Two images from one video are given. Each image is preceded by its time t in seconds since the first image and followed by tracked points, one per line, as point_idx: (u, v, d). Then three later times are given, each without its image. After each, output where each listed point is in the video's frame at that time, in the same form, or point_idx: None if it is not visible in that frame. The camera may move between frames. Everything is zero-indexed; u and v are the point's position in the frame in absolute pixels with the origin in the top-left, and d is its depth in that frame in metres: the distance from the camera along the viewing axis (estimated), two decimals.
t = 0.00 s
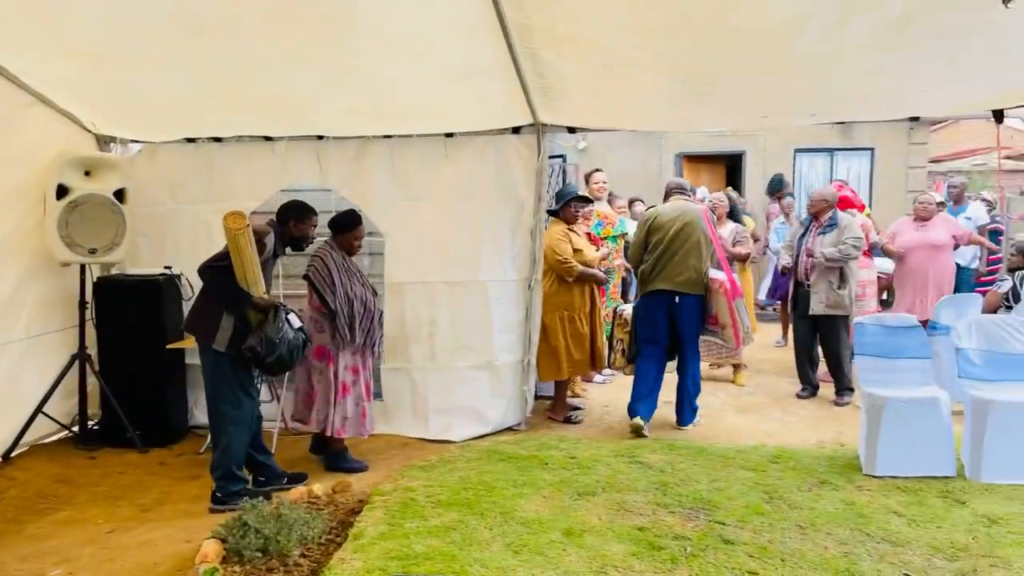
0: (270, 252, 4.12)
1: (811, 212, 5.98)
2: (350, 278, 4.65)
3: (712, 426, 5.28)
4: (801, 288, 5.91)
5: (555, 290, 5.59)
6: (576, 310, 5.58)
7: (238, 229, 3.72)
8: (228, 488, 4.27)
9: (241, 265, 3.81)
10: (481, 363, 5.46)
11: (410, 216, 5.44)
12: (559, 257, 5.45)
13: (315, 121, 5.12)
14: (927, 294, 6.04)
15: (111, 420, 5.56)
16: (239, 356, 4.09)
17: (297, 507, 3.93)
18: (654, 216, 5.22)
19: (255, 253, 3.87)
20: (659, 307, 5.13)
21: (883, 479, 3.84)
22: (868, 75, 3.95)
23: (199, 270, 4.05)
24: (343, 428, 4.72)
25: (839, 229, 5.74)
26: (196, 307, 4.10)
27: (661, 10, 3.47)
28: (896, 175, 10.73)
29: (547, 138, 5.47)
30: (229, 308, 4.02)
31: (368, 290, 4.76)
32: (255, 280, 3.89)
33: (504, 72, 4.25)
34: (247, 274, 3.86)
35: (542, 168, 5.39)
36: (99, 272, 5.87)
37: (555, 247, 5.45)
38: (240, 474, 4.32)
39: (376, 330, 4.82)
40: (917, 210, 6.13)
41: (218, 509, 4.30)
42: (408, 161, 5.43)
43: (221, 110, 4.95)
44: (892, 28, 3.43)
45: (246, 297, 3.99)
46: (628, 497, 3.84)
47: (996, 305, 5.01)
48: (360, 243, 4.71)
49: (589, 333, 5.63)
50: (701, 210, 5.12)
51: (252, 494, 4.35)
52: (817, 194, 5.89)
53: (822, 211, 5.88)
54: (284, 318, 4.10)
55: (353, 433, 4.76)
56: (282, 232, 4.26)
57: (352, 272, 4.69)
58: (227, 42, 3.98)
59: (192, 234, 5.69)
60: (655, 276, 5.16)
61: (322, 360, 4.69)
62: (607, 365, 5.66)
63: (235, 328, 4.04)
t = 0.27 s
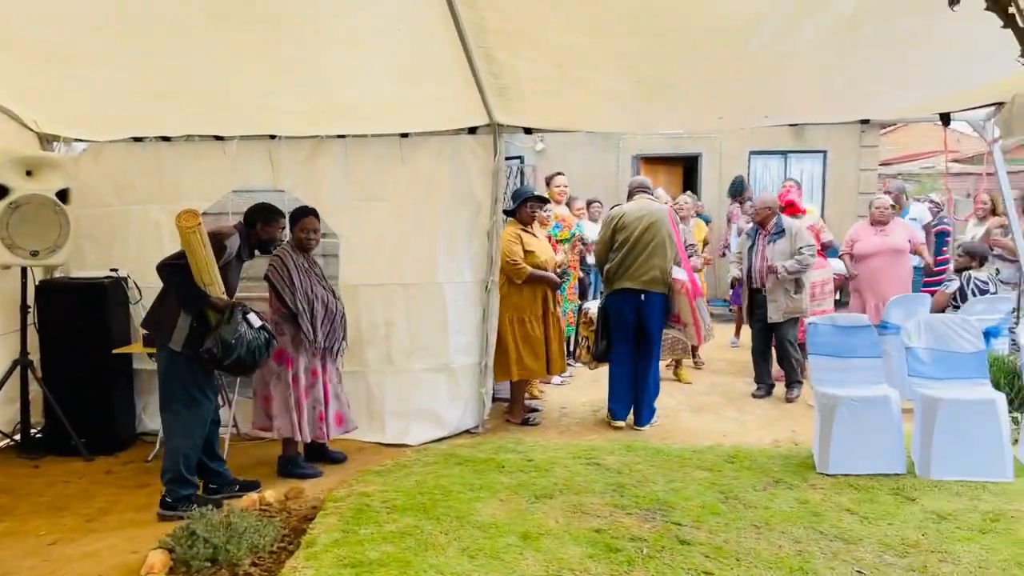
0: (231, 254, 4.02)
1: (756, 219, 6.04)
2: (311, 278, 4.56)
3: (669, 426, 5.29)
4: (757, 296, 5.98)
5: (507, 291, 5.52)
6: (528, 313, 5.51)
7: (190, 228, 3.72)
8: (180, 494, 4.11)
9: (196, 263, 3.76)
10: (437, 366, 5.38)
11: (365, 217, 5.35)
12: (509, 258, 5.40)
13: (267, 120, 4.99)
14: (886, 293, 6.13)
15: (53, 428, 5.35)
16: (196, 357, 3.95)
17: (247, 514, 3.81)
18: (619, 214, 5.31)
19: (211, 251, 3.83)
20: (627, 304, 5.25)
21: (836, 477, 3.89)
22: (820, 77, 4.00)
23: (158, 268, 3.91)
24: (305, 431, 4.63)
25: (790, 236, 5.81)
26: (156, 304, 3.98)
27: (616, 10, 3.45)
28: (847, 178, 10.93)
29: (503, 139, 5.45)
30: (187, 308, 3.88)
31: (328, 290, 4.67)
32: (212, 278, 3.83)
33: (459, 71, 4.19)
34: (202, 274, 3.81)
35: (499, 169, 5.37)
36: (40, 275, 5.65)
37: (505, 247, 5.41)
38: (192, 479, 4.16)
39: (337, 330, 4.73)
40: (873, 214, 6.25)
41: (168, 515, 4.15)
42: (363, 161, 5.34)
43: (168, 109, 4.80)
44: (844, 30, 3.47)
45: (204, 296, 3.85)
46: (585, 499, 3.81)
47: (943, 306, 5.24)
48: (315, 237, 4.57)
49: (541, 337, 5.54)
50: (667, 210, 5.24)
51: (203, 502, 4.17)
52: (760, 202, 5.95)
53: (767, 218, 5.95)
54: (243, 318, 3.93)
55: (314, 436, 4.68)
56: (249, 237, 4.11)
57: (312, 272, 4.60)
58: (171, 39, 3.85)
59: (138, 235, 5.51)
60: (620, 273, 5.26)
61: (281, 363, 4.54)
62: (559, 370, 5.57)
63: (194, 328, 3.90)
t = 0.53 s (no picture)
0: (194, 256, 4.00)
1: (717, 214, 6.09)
2: (270, 277, 4.46)
3: (629, 426, 5.30)
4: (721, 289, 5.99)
5: (466, 292, 5.48)
6: (484, 318, 5.41)
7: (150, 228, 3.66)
8: (157, 497, 4.09)
9: (157, 263, 3.72)
10: (396, 369, 5.31)
11: (322, 218, 5.26)
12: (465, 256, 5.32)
13: (220, 119, 4.88)
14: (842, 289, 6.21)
15: None
16: (160, 359, 3.94)
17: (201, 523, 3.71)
18: (579, 217, 5.39)
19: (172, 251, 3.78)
20: (591, 306, 5.31)
21: (793, 475, 3.93)
22: (776, 78, 4.05)
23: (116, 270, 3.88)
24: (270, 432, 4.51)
25: (757, 230, 5.91)
26: (114, 306, 3.96)
27: (575, 10, 3.44)
28: (800, 180, 11.13)
29: (462, 139, 5.38)
30: (148, 309, 3.85)
31: (291, 289, 4.58)
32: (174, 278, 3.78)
33: (417, 71, 4.14)
34: (163, 275, 3.76)
35: (457, 170, 5.30)
36: None
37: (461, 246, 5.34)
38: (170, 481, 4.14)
39: (304, 329, 4.61)
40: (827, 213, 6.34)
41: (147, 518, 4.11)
42: (319, 162, 5.25)
43: (116, 108, 4.65)
44: (799, 33, 3.52)
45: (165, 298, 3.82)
46: (547, 501, 3.79)
47: (895, 305, 5.37)
48: (274, 234, 4.47)
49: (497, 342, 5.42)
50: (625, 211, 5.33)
51: (183, 502, 4.15)
52: (722, 198, 5.99)
53: (729, 212, 6.00)
54: (205, 321, 3.85)
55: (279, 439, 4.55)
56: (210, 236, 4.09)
57: (273, 271, 4.51)
58: (118, 39, 3.72)
59: (86, 237, 5.33)
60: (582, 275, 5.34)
61: (242, 364, 4.44)
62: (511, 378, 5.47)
63: (156, 328, 3.89)
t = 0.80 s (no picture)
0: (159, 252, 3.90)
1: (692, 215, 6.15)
2: (234, 280, 4.34)
3: (597, 426, 5.31)
4: (697, 289, 6.04)
5: (441, 291, 5.45)
6: (463, 314, 5.43)
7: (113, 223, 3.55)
8: (119, 503, 3.97)
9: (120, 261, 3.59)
10: (362, 371, 5.24)
11: (285, 218, 5.16)
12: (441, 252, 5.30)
13: (180, 117, 4.76)
14: (795, 291, 6.30)
15: None
16: (126, 360, 3.83)
17: (161, 531, 3.60)
18: (542, 216, 5.44)
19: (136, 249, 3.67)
20: (556, 301, 5.37)
21: (759, 473, 3.97)
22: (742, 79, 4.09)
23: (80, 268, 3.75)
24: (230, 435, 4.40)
25: (731, 231, 5.99)
26: (78, 307, 3.84)
27: (543, 9, 3.43)
28: (761, 180, 11.29)
29: (428, 138, 5.33)
30: (114, 309, 3.73)
31: (257, 291, 4.45)
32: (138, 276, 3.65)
33: (383, 68, 4.09)
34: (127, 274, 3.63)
35: (424, 168, 5.25)
36: None
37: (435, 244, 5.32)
38: (133, 486, 4.03)
39: (269, 333, 4.47)
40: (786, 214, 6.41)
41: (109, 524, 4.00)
42: (283, 160, 5.15)
43: (70, 104, 4.50)
44: (766, 33, 3.55)
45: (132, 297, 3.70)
46: (516, 503, 3.77)
47: (855, 304, 5.46)
48: (244, 233, 4.39)
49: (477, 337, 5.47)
50: (585, 208, 5.42)
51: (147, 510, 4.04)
52: (696, 198, 6.05)
53: (705, 213, 6.06)
54: (173, 318, 3.80)
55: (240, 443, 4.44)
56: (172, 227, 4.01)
57: (238, 272, 4.39)
58: (73, 34, 3.61)
59: (38, 238, 5.15)
60: (547, 272, 5.37)
61: (205, 364, 4.38)
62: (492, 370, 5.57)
63: (122, 329, 3.78)
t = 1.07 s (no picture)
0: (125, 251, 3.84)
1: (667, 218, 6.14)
2: (205, 285, 4.23)
3: (567, 426, 5.30)
4: (667, 294, 6.11)
5: (423, 290, 5.37)
6: (446, 309, 5.43)
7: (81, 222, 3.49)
8: (96, 504, 3.90)
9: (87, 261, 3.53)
10: (330, 372, 5.16)
11: (250, 217, 5.06)
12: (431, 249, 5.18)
13: (141, 114, 4.64)
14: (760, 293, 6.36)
15: None
16: (96, 361, 3.78)
17: (123, 538, 3.49)
18: (509, 214, 5.63)
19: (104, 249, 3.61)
20: (521, 298, 5.57)
21: (730, 471, 3.99)
22: (711, 78, 4.11)
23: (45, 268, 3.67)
24: (193, 442, 4.29)
25: (702, 237, 5.99)
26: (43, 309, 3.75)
27: (513, 7, 3.40)
28: (729, 181, 11.40)
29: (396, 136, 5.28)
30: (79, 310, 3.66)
31: (229, 296, 4.33)
32: (105, 276, 3.59)
33: (351, 65, 4.03)
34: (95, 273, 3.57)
35: (392, 167, 5.21)
36: None
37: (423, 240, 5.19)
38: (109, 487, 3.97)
39: (242, 340, 4.35)
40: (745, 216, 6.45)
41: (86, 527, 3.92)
42: (248, 158, 5.06)
43: (26, 100, 4.36)
44: (734, 33, 3.57)
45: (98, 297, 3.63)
46: (488, 505, 3.74)
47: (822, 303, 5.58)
48: (220, 236, 4.29)
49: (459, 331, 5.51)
50: (553, 204, 5.64)
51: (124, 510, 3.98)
52: (670, 202, 6.03)
53: (678, 217, 6.07)
54: (142, 319, 3.72)
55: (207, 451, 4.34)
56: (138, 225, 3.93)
57: (209, 277, 4.28)
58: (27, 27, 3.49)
59: None
60: (515, 269, 5.59)
61: (174, 369, 4.30)
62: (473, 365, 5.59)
63: (90, 330, 3.72)
